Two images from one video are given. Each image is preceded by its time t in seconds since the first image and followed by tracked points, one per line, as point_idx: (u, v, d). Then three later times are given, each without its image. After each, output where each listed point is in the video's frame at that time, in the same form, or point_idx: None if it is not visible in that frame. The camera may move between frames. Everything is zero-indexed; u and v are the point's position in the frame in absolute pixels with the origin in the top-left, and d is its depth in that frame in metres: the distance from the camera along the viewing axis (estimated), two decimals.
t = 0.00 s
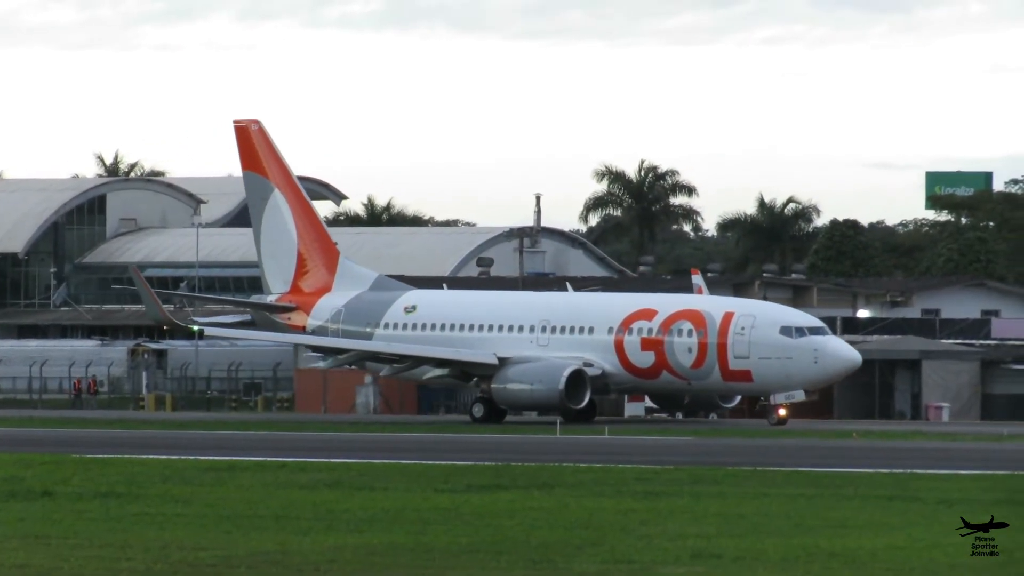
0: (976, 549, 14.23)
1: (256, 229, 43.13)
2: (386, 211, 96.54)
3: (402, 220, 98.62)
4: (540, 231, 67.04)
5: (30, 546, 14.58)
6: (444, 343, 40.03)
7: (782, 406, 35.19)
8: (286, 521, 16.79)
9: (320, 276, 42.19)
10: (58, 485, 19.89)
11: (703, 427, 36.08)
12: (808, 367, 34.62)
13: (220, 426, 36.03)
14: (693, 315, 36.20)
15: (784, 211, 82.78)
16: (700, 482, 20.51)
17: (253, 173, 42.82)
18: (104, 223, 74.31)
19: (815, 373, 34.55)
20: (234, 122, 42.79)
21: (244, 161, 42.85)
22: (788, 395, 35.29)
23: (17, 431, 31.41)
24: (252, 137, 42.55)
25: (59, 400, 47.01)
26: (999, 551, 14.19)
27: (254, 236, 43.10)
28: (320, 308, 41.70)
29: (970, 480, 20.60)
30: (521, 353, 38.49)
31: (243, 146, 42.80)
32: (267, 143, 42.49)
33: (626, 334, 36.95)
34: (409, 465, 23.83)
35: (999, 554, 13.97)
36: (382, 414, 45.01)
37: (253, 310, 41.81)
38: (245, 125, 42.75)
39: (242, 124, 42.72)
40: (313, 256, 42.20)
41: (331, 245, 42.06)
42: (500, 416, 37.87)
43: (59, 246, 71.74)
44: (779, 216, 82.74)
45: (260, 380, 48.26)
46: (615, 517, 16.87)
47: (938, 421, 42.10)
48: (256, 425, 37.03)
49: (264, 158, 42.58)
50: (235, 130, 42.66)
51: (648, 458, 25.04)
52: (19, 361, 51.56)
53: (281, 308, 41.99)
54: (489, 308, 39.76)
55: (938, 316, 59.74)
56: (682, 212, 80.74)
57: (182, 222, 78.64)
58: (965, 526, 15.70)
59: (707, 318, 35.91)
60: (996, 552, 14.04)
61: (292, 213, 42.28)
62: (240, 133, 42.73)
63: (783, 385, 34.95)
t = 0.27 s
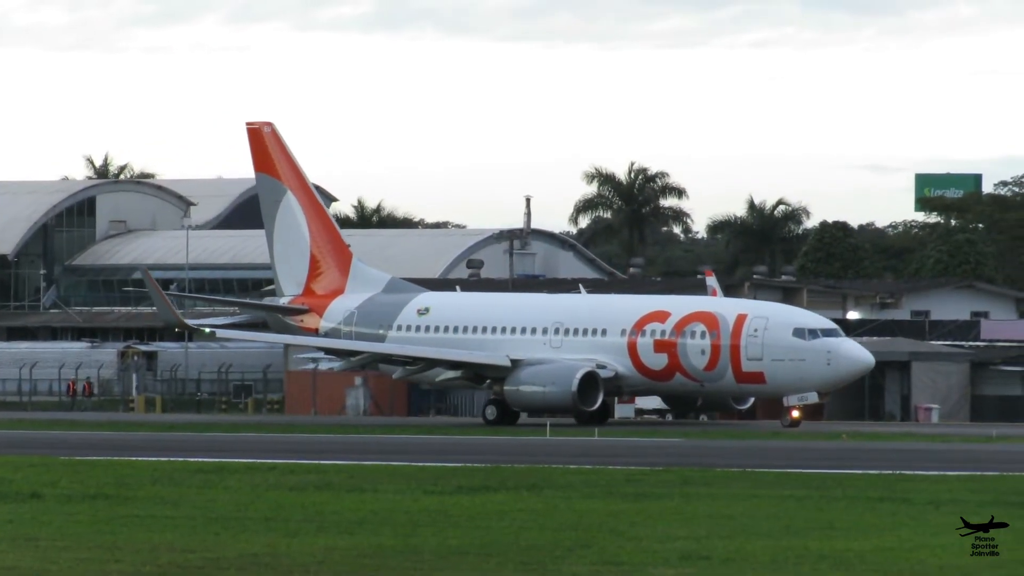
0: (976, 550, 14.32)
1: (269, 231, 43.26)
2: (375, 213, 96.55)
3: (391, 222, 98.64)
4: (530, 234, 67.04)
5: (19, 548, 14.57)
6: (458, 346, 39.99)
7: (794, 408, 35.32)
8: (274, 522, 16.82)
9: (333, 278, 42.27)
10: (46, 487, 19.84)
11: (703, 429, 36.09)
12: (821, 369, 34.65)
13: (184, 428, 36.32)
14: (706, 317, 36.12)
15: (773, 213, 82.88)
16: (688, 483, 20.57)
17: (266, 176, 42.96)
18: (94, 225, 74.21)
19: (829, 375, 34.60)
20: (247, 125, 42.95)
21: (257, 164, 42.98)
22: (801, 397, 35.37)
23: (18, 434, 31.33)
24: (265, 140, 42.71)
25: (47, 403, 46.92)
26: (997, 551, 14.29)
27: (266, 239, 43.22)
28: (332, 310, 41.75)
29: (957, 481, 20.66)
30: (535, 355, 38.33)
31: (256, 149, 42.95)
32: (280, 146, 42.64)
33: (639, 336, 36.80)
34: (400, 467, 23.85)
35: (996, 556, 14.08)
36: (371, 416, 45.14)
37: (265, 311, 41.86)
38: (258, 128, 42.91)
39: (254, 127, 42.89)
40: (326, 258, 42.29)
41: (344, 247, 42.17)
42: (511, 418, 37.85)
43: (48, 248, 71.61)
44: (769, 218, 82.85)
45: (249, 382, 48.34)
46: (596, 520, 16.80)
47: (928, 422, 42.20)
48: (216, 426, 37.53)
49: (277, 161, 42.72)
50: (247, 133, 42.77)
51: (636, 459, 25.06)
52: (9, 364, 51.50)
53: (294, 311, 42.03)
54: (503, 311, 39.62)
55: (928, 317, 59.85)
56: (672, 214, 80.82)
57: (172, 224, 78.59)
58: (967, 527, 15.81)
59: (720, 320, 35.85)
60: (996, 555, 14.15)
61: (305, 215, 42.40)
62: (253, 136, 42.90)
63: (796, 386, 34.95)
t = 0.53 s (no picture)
0: (974, 551, 14.32)
1: (275, 231, 43.29)
2: (358, 214, 96.48)
3: (375, 222, 98.59)
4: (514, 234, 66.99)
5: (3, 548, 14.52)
6: (462, 346, 40.02)
7: (801, 409, 35.16)
8: (257, 523, 16.81)
9: (338, 278, 42.24)
10: (28, 488, 19.77)
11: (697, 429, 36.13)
12: (828, 369, 34.62)
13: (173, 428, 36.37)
14: (712, 317, 36.13)
15: (756, 213, 82.85)
16: (671, 482, 20.62)
17: (272, 176, 43.01)
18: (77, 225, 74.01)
19: (835, 375, 34.57)
20: (252, 125, 43.02)
21: (263, 164, 43.03)
22: (807, 397, 35.22)
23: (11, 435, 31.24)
24: (271, 140, 42.77)
25: (30, 403, 46.83)
26: (997, 551, 14.30)
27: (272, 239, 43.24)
28: (338, 311, 41.69)
29: (936, 480, 20.75)
30: (542, 356, 38.33)
31: (262, 150, 43.00)
32: (287, 146, 42.70)
33: (646, 336, 36.84)
34: (384, 467, 23.85)
35: (994, 556, 14.09)
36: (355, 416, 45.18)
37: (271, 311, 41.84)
38: (263, 129, 42.98)
39: (260, 127, 42.96)
40: (332, 258, 42.28)
41: (350, 246, 42.18)
42: (518, 418, 37.96)
43: (31, 249, 71.39)
44: (752, 218, 82.79)
45: (233, 382, 48.25)
46: (584, 520, 16.81)
47: (910, 422, 42.28)
48: (200, 426, 37.51)
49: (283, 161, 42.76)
50: (253, 134, 42.91)
51: (618, 459, 25.08)
52: None
53: (300, 311, 41.98)
54: (510, 311, 39.59)
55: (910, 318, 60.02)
56: (655, 214, 80.88)
57: (154, 224, 78.44)
58: (965, 527, 15.78)
59: (726, 320, 35.84)
60: (997, 556, 14.13)
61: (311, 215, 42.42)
62: (259, 136, 42.97)
63: (803, 386, 34.92)
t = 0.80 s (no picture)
0: (975, 550, 14.08)
1: (279, 228, 43.36)
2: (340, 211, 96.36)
3: (357, 219, 98.50)
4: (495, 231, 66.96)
5: None
6: (469, 343, 40.02)
7: (807, 404, 34.83)
8: (237, 521, 16.71)
9: (343, 276, 42.45)
10: (11, 486, 19.68)
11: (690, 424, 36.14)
12: (833, 365, 34.41)
13: (159, 427, 36.00)
14: (717, 313, 36.01)
15: (738, 208, 83.20)
16: (652, 478, 20.61)
17: (276, 173, 42.97)
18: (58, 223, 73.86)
19: (840, 371, 34.35)
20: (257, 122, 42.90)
21: (267, 161, 42.98)
22: (812, 392, 34.97)
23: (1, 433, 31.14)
24: (276, 138, 42.70)
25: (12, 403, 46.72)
26: (998, 550, 14.06)
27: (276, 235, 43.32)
28: (343, 309, 42.04)
29: (916, 475, 20.81)
30: (547, 352, 38.44)
31: (266, 146, 42.93)
32: (291, 143, 42.62)
33: (651, 332, 36.80)
34: (366, 464, 23.83)
35: (994, 555, 13.90)
36: (337, 413, 44.88)
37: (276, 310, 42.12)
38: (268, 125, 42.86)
39: (265, 124, 42.83)
40: (336, 257, 42.42)
41: (355, 245, 42.28)
42: (524, 415, 37.91)
43: (12, 247, 71.20)
44: (733, 214, 82.94)
45: (214, 380, 48.10)
46: (570, 517, 16.78)
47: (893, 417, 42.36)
48: (185, 426, 36.87)
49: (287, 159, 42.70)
50: (258, 130, 42.80)
51: (600, 455, 25.07)
52: None
53: (305, 309, 42.34)
54: (514, 308, 39.71)
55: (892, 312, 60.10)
56: (636, 210, 80.93)
57: (136, 223, 78.30)
58: (966, 526, 15.51)
59: (731, 316, 35.71)
60: (997, 555, 13.90)
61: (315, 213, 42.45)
62: (264, 133, 42.87)
63: (808, 382, 34.74)
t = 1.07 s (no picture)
0: (975, 551, 14.03)
1: (282, 228, 43.31)
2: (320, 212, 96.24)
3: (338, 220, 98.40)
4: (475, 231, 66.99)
5: None
6: (476, 343, 40.11)
7: (811, 405, 34.89)
8: (217, 521, 16.68)
9: (347, 276, 42.36)
10: None
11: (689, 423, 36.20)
12: (837, 365, 34.37)
13: (156, 428, 36.15)
14: (721, 313, 36.00)
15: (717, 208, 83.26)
16: (632, 478, 20.65)
17: (280, 174, 42.95)
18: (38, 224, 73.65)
19: (844, 371, 34.31)
20: (260, 122, 42.89)
21: (271, 161, 42.96)
22: (817, 391, 34.99)
23: None
24: (279, 137, 42.68)
25: None
26: (998, 551, 14.01)
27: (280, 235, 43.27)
28: (347, 309, 41.94)
29: (895, 475, 20.90)
30: (551, 352, 38.44)
31: (270, 147, 42.91)
32: (295, 143, 42.59)
33: (655, 333, 36.80)
34: (344, 464, 23.83)
35: (996, 555, 13.84)
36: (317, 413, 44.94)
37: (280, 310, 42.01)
38: (271, 125, 42.85)
39: (268, 124, 42.83)
40: (340, 256, 42.34)
41: (358, 244, 42.20)
42: (527, 415, 37.87)
43: None
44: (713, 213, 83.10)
45: (194, 381, 47.93)
46: (553, 516, 16.79)
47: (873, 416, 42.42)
48: (164, 425, 37.06)
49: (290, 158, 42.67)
50: (261, 131, 42.80)
51: (581, 455, 25.09)
52: None
53: (308, 309, 42.24)
54: (518, 308, 39.73)
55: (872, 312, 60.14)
56: (616, 210, 81.02)
57: (116, 224, 78.12)
58: (965, 527, 15.45)
59: (735, 316, 35.69)
60: (998, 556, 13.83)
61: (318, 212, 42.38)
62: (267, 133, 42.86)
63: (812, 383, 34.72)
